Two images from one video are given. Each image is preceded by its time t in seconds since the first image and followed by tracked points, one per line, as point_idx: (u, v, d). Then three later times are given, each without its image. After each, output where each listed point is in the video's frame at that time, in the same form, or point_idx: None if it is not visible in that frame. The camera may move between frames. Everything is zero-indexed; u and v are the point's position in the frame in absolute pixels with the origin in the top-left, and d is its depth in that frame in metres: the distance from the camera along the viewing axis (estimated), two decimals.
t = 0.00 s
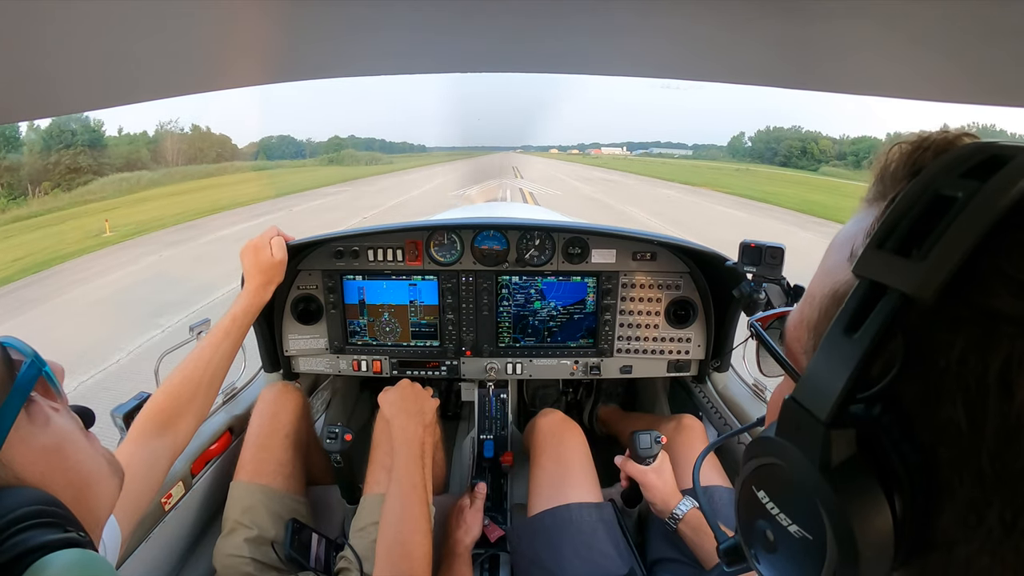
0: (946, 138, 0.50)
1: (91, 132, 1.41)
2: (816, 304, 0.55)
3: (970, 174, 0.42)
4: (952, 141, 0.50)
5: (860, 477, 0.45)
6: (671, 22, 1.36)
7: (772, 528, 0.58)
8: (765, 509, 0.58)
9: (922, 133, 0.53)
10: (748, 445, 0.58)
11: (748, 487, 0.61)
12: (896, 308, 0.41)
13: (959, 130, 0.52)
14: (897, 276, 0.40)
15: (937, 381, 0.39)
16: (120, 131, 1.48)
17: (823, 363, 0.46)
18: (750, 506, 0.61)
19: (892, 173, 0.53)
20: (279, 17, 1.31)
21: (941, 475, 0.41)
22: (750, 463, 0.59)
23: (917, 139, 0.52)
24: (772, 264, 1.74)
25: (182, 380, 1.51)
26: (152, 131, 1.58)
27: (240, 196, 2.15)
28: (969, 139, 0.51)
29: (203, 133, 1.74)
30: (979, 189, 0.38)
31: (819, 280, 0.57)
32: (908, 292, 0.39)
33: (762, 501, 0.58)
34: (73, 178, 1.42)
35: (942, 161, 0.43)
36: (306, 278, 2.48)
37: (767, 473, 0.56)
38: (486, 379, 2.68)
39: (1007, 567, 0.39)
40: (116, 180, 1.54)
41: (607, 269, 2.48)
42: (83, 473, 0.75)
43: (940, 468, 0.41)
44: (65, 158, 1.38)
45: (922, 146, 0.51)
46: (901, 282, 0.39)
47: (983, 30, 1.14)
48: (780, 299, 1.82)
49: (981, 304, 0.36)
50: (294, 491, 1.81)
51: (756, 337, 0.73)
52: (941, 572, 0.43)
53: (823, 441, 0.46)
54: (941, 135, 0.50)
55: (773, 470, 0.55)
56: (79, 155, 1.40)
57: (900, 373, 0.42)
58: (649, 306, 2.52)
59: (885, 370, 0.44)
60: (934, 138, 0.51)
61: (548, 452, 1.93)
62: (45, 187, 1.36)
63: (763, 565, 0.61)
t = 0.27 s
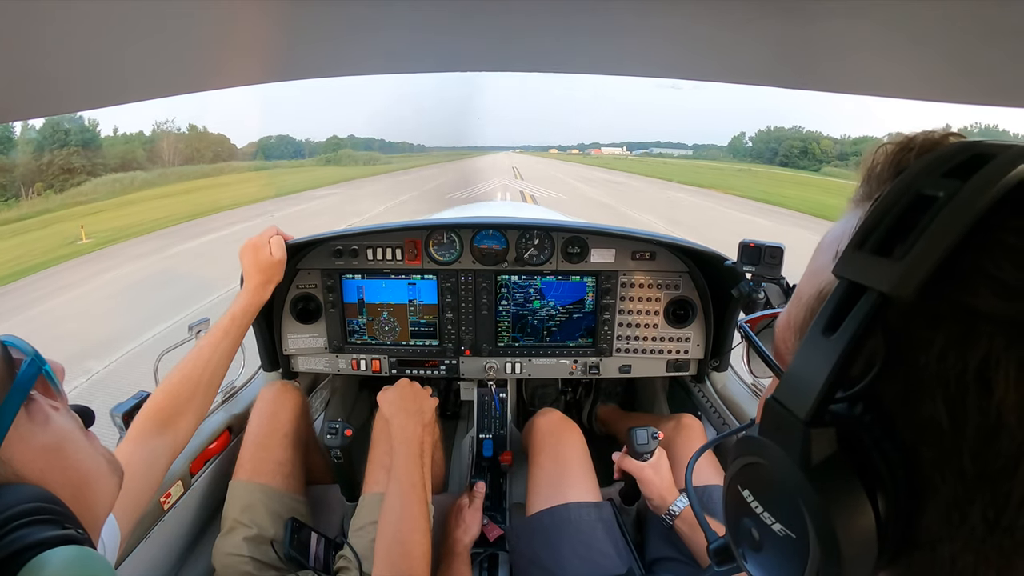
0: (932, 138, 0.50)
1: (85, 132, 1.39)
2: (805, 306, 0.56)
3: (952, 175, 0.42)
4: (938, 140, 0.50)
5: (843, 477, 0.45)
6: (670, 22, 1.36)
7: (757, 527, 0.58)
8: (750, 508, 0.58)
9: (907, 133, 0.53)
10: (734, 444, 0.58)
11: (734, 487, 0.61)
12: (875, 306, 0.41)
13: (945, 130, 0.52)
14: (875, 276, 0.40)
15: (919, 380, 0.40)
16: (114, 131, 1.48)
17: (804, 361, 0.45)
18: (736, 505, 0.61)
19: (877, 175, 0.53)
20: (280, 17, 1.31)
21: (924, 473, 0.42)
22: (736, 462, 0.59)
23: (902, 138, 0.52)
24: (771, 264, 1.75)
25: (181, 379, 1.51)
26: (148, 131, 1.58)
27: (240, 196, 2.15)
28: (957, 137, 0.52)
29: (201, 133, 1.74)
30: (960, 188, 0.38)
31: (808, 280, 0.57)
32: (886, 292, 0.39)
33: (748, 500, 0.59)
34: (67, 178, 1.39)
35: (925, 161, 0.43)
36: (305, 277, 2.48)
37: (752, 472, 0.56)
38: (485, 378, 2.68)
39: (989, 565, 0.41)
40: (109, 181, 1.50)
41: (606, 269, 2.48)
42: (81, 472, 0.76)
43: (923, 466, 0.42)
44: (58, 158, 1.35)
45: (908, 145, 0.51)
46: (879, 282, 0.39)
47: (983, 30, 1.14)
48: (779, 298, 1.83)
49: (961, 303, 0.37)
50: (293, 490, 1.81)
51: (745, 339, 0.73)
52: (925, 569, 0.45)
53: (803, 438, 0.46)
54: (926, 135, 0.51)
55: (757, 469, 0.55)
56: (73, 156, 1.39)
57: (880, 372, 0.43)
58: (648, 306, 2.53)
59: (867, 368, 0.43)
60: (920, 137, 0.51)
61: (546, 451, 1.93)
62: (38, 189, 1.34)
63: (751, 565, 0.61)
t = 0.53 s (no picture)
0: (946, 138, 0.50)
1: (77, 132, 1.36)
2: (814, 303, 0.56)
3: (968, 180, 0.42)
4: (952, 140, 0.50)
5: (852, 480, 0.46)
6: (669, 22, 1.36)
7: (762, 527, 0.58)
8: (756, 508, 0.58)
9: (923, 131, 0.53)
10: (739, 445, 0.58)
11: (738, 487, 0.61)
12: (889, 313, 0.41)
13: (959, 130, 0.52)
14: (892, 281, 0.40)
15: (930, 387, 0.40)
16: (110, 131, 1.44)
17: (815, 365, 0.45)
18: (741, 505, 0.61)
19: (890, 172, 0.53)
20: (276, 17, 1.31)
21: (933, 480, 0.42)
22: (742, 463, 0.59)
23: (917, 137, 0.52)
24: (769, 264, 1.75)
25: (180, 379, 1.51)
26: (143, 131, 1.56)
27: (238, 197, 2.14)
28: (971, 138, 0.52)
29: (196, 134, 1.70)
30: (977, 193, 0.38)
31: (816, 279, 0.57)
32: (903, 298, 0.39)
33: (753, 501, 0.58)
34: (59, 180, 1.35)
35: (941, 163, 0.43)
36: (304, 277, 2.48)
37: (758, 473, 0.56)
38: (485, 378, 2.68)
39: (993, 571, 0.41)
40: (102, 181, 1.47)
41: (605, 269, 2.48)
42: (82, 474, 0.75)
43: (932, 473, 0.42)
44: (51, 159, 1.32)
45: (922, 145, 0.51)
46: (896, 287, 0.39)
47: (981, 29, 1.14)
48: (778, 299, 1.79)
49: (975, 312, 0.37)
50: (293, 490, 1.81)
51: (753, 335, 0.73)
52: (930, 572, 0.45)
53: (813, 444, 0.45)
54: (942, 134, 0.51)
55: (763, 469, 0.55)
56: (64, 158, 1.35)
57: (892, 377, 0.43)
58: (647, 306, 2.53)
59: (879, 374, 0.43)
60: (933, 137, 0.51)
61: (545, 451, 1.93)
62: (31, 191, 1.30)
63: (754, 563, 0.61)
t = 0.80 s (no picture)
0: (962, 136, 0.50)
1: (71, 133, 1.35)
2: (826, 297, 0.56)
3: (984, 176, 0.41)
4: (968, 138, 0.50)
5: (864, 470, 0.46)
6: (667, 22, 1.36)
7: (773, 518, 0.58)
8: (768, 499, 0.58)
9: (937, 130, 0.53)
10: (751, 435, 0.59)
11: (750, 477, 0.61)
12: (905, 305, 0.41)
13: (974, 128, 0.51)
14: (908, 275, 0.40)
15: (944, 379, 0.40)
16: (105, 131, 1.43)
17: (830, 357, 0.46)
18: (751, 497, 0.61)
19: (903, 169, 0.53)
20: (272, 17, 1.30)
21: (944, 473, 0.42)
22: (754, 453, 0.59)
23: (932, 135, 0.52)
24: (768, 263, 1.76)
25: (177, 383, 1.50)
26: (139, 131, 1.54)
27: (236, 198, 2.14)
28: (983, 137, 0.52)
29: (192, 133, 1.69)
30: (992, 191, 0.37)
31: (827, 274, 0.57)
32: (920, 291, 0.39)
33: (765, 492, 0.58)
34: (52, 181, 1.33)
35: (958, 160, 0.42)
36: (302, 279, 2.47)
37: (771, 462, 0.56)
38: (484, 379, 2.68)
39: (1001, 567, 0.41)
40: (94, 184, 1.43)
41: (604, 269, 2.48)
42: (83, 477, 0.75)
43: (943, 465, 0.42)
44: (42, 161, 1.30)
45: (937, 142, 0.51)
46: (912, 280, 0.39)
47: (980, 27, 1.15)
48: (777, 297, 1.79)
49: (991, 306, 0.36)
50: (292, 492, 1.81)
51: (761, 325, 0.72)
52: (940, 565, 0.45)
53: (829, 433, 0.46)
54: (957, 132, 0.51)
55: (776, 460, 0.55)
56: (56, 159, 1.33)
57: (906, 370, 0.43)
58: (647, 306, 2.53)
59: (892, 368, 0.44)
60: (948, 135, 0.50)
61: (545, 451, 1.93)
62: (23, 192, 1.29)
63: (763, 556, 0.61)
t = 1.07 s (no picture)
0: (947, 134, 0.51)
1: (63, 133, 1.34)
2: (818, 292, 0.56)
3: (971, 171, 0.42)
4: (954, 137, 0.51)
5: (859, 459, 0.46)
6: (667, 22, 1.36)
7: (770, 510, 0.58)
8: (764, 490, 0.59)
9: (925, 129, 0.53)
10: (747, 428, 0.59)
11: (747, 470, 0.61)
12: (894, 297, 0.41)
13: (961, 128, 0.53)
14: (896, 263, 0.40)
15: (936, 366, 0.40)
16: (98, 132, 1.42)
17: (821, 346, 0.46)
18: (748, 489, 0.62)
19: (894, 166, 0.54)
20: (272, 18, 1.30)
21: (937, 460, 0.42)
22: (750, 445, 0.60)
23: (920, 134, 0.53)
24: (767, 263, 1.76)
25: (175, 384, 1.50)
26: (135, 131, 1.54)
27: (235, 197, 2.13)
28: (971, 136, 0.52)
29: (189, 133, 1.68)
30: (979, 184, 0.39)
31: (819, 270, 0.57)
32: (907, 279, 0.39)
33: (762, 483, 0.59)
34: (44, 182, 1.34)
35: (945, 156, 0.43)
36: (301, 279, 2.47)
37: (768, 454, 0.57)
38: (483, 379, 2.68)
39: (998, 553, 0.41)
40: (87, 185, 1.44)
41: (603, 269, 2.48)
42: (84, 475, 0.75)
43: (937, 453, 0.42)
44: (35, 160, 1.32)
45: (926, 140, 0.51)
46: (900, 269, 0.40)
47: (979, 28, 1.15)
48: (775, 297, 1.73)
49: (980, 294, 0.37)
50: (291, 493, 1.81)
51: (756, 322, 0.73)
52: (935, 554, 0.45)
53: (823, 422, 0.47)
54: (944, 131, 0.51)
55: (773, 451, 0.55)
56: (50, 158, 1.34)
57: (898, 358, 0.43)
58: (646, 306, 2.53)
59: (884, 357, 0.45)
60: (936, 133, 0.51)
61: (544, 452, 1.94)
62: (13, 194, 1.30)
63: (761, 549, 0.61)
